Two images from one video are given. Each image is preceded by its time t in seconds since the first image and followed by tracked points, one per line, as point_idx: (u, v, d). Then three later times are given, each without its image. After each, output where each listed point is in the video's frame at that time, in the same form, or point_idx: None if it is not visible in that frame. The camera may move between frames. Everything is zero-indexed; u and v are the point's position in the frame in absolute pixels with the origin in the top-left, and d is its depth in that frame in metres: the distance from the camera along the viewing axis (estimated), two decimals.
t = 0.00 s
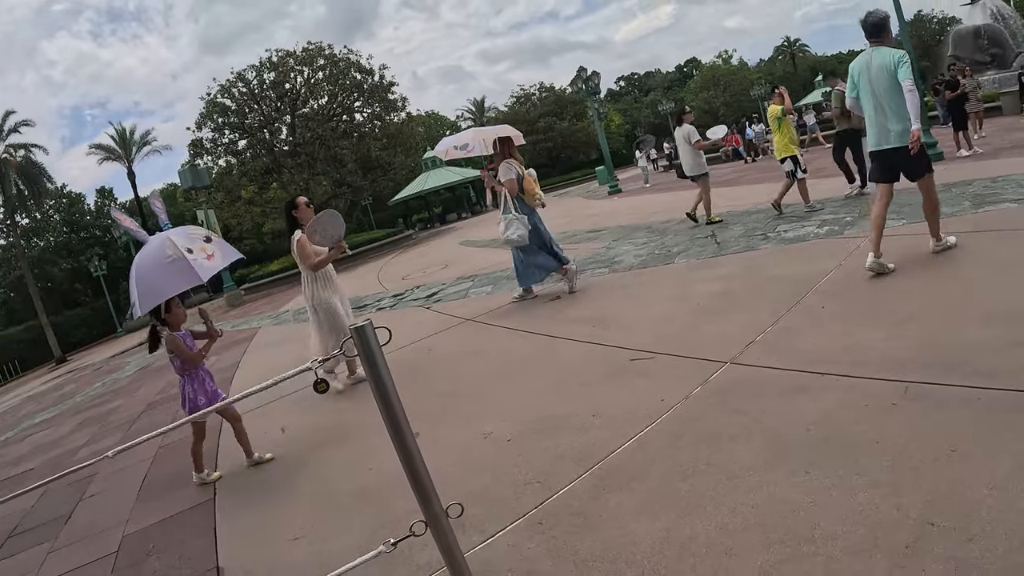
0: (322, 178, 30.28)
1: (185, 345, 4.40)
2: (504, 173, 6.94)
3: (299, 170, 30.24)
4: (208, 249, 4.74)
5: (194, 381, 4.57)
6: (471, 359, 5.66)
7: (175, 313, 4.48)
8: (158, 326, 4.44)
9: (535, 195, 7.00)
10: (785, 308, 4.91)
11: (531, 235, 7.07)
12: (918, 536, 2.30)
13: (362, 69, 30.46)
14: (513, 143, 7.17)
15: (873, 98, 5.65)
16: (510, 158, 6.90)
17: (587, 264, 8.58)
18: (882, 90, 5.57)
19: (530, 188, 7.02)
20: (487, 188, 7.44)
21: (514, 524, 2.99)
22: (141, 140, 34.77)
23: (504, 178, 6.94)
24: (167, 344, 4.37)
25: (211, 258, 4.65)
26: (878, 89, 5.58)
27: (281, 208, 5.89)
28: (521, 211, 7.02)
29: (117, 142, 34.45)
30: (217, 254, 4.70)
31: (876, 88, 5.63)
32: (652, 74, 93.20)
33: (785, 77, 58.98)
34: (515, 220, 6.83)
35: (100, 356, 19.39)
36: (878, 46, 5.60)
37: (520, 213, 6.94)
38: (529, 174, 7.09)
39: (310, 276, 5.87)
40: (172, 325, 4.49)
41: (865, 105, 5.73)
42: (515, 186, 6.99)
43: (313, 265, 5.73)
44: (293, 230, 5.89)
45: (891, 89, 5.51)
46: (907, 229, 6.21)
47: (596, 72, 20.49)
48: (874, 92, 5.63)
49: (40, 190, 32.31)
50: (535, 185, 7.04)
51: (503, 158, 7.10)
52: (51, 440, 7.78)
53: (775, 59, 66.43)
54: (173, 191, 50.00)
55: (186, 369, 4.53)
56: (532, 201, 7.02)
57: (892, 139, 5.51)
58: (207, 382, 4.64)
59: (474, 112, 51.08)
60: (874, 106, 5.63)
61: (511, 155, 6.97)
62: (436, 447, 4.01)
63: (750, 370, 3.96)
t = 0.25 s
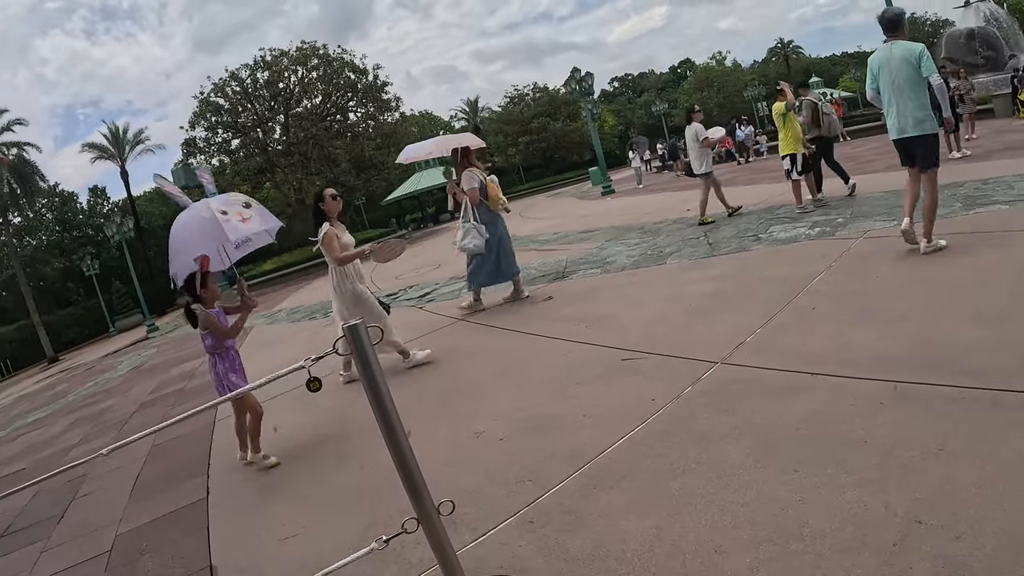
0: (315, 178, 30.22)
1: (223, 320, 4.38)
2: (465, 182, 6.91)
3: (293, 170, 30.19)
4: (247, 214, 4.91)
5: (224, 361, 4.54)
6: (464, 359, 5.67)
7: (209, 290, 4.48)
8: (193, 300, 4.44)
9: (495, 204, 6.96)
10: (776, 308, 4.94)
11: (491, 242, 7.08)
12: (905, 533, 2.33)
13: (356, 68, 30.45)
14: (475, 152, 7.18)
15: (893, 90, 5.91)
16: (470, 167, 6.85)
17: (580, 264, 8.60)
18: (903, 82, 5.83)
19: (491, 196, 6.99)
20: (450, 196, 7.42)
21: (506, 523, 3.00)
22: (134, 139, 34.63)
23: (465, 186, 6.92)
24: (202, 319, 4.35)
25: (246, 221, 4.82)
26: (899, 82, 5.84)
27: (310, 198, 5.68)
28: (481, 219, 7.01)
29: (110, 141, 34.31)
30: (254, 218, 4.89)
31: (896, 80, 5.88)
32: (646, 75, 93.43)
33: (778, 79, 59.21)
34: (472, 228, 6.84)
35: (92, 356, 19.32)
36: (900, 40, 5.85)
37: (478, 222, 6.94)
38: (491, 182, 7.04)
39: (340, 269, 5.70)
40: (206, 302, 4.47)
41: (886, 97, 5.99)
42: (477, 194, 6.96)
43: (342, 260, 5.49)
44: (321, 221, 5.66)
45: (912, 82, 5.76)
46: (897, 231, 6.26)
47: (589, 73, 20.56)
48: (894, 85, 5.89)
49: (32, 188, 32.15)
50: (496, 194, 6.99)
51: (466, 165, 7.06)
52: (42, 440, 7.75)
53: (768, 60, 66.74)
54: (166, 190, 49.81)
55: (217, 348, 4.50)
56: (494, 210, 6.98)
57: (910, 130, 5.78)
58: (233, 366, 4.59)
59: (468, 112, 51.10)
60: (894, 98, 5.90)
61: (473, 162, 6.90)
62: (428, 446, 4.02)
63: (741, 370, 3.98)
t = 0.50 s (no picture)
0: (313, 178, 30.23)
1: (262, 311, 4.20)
2: (434, 195, 6.80)
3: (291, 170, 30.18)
4: (303, 191, 4.65)
5: (263, 353, 4.39)
6: (461, 360, 5.66)
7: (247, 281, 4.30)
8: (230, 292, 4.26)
9: (464, 215, 6.86)
10: (773, 309, 4.95)
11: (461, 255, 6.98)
12: (901, 534, 2.33)
13: (354, 68, 30.44)
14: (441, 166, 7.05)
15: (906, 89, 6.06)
16: (439, 179, 6.75)
17: (578, 265, 8.61)
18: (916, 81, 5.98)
19: (460, 207, 6.90)
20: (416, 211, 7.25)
21: (503, 523, 3.00)
22: (132, 138, 34.62)
23: (433, 199, 6.79)
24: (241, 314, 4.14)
25: (302, 196, 4.51)
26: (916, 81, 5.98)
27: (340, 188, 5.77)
28: (451, 231, 6.90)
29: (108, 141, 34.28)
30: (308, 195, 4.55)
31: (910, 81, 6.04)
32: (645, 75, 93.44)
33: (776, 80, 59.28)
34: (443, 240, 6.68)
35: (89, 355, 19.31)
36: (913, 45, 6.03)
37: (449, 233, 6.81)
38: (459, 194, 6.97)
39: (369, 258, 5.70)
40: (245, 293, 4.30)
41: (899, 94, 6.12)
42: (445, 206, 6.87)
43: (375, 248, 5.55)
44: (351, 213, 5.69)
45: (925, 83, 5.90)
46: (894, 232, 6.28)
47: (587, 74, 20.59)
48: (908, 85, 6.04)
49: (30, 188, 32.13)
50: (465, 205, 6.90)
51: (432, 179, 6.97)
52: (39, 440, 7.75)
53: (766, 61, 66.77)
54: (164, 190, 49.78)
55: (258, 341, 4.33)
56: (463, 221, 6.90)
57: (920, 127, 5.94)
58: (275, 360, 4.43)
59: (466, 112, 51.11)
60: (907, 100, 6.05)
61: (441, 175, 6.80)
62: (426, 446, 4.03)
63: (737, 371, 3.99)
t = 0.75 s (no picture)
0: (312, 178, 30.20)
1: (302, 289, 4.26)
2: (407, 199, 6.57)
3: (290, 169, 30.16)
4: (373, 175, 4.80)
5: (304, 337, 4.51)
6: (461, 360, 5.66)
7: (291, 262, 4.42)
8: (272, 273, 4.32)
9: (436, 219, 6.78)
10: (772, 309, 4.95)
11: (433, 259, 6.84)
12: (901, 534, 2.33)
13: (353, 68, 30.44)
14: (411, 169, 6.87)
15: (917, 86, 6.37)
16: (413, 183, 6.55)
17: (578, 264, 8.60)
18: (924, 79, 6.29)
19: (431, 212, 6.82)
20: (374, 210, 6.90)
21: (503, 524, 3.00)
22: (132, 138, 34.60)
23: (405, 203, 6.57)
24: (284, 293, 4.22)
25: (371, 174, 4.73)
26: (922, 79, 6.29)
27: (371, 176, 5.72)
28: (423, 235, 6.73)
29: (107, 141, 34.26)
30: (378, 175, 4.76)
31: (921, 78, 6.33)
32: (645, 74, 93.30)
33: (775, 79, 59.27)
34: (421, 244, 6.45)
35: (89, 355, 19.32)
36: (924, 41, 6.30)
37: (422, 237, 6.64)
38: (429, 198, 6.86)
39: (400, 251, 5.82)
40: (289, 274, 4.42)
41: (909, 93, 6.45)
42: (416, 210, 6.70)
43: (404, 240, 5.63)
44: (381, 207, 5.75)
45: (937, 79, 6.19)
46: (894, 232, 6.27)
47: (587, 73, 20.59)
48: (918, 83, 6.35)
49: (30, 188, 32.13)
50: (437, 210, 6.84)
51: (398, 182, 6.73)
52: (39, 440, 7.75)
53: (766, 60, 66.69)
54: (163, 190, 49.79)
55: (299, 321, 4.42)
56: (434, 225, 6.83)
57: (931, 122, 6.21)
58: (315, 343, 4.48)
59: (466, 112, 51.08)
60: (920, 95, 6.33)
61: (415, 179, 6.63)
62: (425, 447, 4.02)
63: (737, 371, 3.99)
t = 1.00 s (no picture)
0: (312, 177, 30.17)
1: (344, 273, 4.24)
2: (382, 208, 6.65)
3: (290, 169, 30.15)
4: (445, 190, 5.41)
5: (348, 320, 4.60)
6: (462, 360, 5.65)
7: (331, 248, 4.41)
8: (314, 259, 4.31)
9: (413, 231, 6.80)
10: (772, 309, 4.95)
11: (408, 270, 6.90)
12: (901, 535, 2.33)
13: (353, 67, 30.42)
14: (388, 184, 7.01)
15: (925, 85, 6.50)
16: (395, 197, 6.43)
17: (578, 264, 8.60)
18: (930, 78, 6.42)
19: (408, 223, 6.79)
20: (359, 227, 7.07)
21: (503, 524, 3.00)
22: (131, 137, 34.58)
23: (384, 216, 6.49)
24: (327, 277, 4.19)
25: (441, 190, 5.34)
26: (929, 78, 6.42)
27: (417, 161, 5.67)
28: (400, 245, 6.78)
29: (107, 140, 34.22)
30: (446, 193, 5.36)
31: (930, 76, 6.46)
32: (645, 73, 93.19)
33: (775, 78, 59.32)
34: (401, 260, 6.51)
35: (90, 355, 19.34)
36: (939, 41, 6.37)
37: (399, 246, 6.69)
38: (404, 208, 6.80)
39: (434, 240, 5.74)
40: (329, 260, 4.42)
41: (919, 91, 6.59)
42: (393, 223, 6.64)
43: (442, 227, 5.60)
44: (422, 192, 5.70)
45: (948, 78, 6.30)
46: (894, 232, 6.28)
47: (586, 73, 20.57)
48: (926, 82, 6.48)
49: (29, 187, 32.11)
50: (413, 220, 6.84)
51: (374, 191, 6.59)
52: (40, 439, 7.76)
53: (766, 60, 66.61)
54: (163, 189, 49.80)
55: (349, 303, 4.54)
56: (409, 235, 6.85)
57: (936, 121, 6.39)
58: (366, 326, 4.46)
59: (465, 111, 51.05)
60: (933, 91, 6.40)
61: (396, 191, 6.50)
62: (425, 447, 4.03)
63: (737, 371, 4.00)
